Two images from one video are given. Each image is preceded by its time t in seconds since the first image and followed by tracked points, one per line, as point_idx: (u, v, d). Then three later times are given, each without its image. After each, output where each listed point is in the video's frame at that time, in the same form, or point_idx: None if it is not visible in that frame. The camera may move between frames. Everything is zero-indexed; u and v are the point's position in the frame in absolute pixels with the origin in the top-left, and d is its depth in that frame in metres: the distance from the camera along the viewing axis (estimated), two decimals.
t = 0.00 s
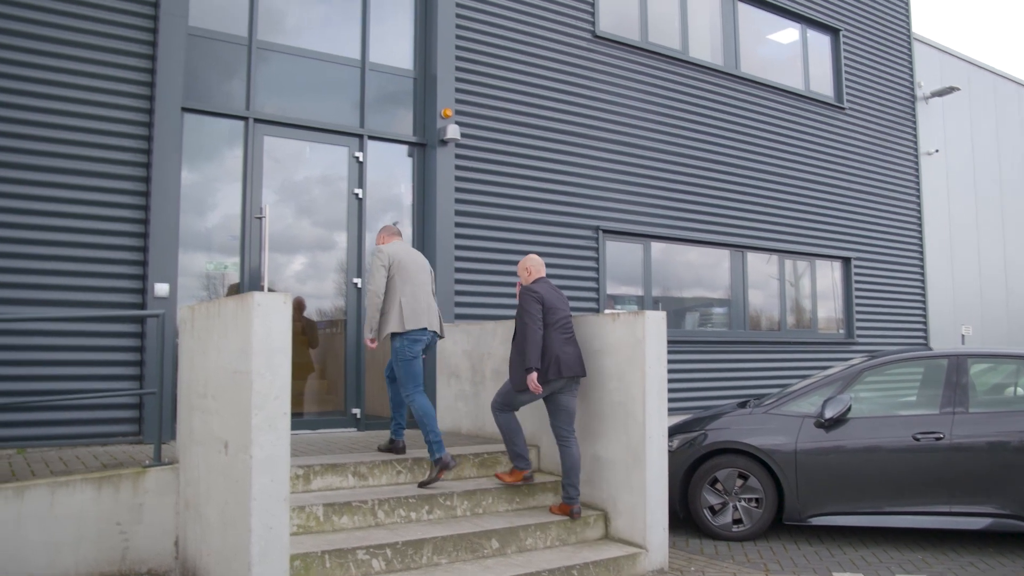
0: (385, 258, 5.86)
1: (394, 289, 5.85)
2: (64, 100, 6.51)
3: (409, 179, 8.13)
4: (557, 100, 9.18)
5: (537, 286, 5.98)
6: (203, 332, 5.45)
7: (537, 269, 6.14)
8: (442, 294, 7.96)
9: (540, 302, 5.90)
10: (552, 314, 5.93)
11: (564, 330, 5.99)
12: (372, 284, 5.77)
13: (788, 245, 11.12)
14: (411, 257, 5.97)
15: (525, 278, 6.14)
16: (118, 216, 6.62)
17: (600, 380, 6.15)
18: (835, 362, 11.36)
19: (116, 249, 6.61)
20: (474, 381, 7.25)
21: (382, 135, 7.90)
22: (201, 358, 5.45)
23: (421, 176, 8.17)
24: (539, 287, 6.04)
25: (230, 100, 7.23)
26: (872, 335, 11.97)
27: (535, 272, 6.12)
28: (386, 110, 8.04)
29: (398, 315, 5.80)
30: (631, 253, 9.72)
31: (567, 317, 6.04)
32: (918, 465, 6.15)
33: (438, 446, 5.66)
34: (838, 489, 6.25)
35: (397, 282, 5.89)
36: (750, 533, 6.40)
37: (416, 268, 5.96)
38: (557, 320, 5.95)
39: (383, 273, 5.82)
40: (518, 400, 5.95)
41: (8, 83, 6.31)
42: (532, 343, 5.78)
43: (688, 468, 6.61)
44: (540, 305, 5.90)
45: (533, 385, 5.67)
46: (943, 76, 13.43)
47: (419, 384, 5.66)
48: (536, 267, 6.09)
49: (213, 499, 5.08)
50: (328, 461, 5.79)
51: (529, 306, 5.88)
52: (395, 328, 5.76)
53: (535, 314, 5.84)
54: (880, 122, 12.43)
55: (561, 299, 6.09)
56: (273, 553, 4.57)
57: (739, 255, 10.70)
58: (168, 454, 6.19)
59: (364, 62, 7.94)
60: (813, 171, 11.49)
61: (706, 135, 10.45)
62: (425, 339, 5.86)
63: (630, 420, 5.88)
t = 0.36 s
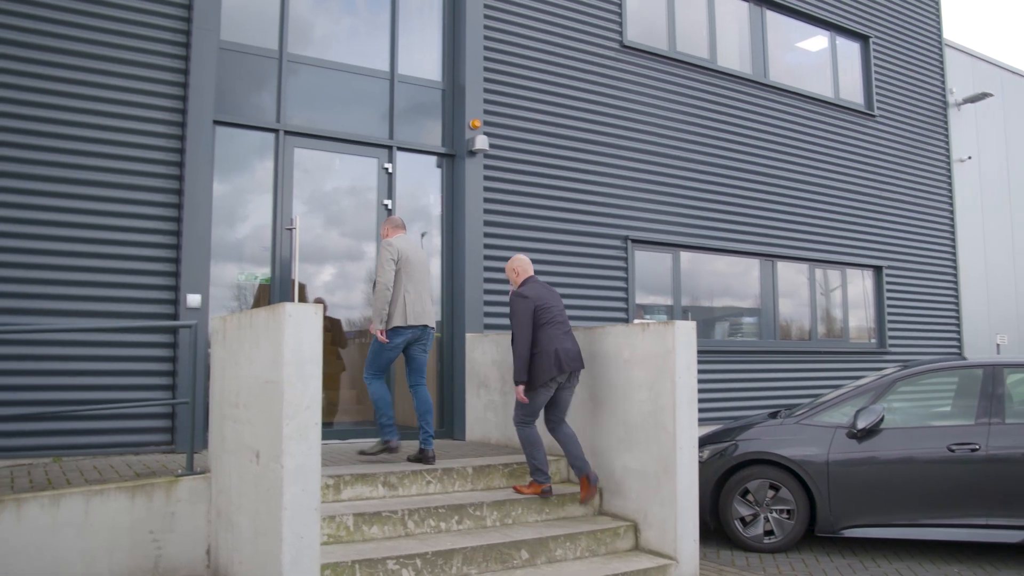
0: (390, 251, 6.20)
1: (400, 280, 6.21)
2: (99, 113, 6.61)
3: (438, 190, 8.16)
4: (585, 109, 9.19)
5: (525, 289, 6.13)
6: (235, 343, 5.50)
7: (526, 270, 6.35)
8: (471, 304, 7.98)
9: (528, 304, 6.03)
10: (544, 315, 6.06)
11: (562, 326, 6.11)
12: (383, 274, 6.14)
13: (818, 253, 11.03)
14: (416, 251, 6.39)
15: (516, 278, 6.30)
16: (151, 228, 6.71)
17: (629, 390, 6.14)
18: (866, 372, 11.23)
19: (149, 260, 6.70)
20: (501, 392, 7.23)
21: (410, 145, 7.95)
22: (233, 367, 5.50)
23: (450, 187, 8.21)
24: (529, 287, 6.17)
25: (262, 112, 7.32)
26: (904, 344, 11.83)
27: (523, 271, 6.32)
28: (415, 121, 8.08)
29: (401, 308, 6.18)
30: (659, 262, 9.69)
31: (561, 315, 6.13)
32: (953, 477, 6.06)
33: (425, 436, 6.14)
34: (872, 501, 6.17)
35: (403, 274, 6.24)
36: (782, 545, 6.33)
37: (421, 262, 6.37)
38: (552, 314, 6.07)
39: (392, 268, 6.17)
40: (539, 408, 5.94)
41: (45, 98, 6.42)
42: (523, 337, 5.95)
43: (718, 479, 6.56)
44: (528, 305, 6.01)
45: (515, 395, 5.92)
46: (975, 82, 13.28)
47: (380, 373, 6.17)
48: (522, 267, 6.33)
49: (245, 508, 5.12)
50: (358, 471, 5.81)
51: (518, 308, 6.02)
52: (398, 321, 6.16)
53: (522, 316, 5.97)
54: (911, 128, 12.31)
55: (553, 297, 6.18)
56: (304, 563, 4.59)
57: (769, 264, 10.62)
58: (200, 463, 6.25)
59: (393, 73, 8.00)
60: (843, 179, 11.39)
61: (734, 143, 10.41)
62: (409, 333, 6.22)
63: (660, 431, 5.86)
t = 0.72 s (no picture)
0: (377, 267, 6.23)
1: (387, 297, 6.28)
2: (132, 123, 6.72)
3: (465, 197, 8.19)
4: (611, 115, 9.17)
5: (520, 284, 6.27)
6: (265, 350, 5.54)
7: (531, 265, 6.41)
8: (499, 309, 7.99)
9: (518, 300, 6.19)
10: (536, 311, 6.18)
11: (557, 321, 6.19)
12: (370, 294, 6.16)
13: (848, 258, 10.92)
14: (402, 264, 6.43)
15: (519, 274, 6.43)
16: (183, 235, 6.80)
17: (658, 396, 6.13)
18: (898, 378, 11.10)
19: (180, 267, 6.78)
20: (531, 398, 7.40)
21: (437, 152, 7.98)
22: (263, 373, 5.54)
23: (478, 193, 8.23)
24: (526, 284, 6.30)
25: (291, 120, 7.39)
26: (936, 349, 11.68)
27: (527, 266, 6.39)
28: (442, 128, 8.11)
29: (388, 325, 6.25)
30: (687, 267, 9.64)
31: (556, 311, 6.18)
32: (988, 484, 5.97)
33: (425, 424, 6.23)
34: (905, 509, 6.09)
35: (390, 290, 6.30)
36: (813, 553, 6.26)
37: (407, 274, 6.42)
38: (547, 310, 6.16)
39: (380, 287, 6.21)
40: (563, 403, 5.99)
41: (80, 109, 6.55)
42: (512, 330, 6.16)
43: (748, 487, 6.52)
44: (517, 301, 6.18)
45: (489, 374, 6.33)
46: (1008, 84, 13.11)
47: (378, 385, 6.26)
48: (526, 262, 6.38)
49: (275, 514, 5.15)
50: (387, 477, 5.83)
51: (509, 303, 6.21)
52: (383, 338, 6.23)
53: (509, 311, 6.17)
54: (942, 131, 12.17)
55: (550, 294, 6.24)
56: (334, 568, 4.61)
57: (798, 269, 10.55)
58: (231, 469, 6.30)
59: (420, 81, 8.04)
60: (873, 183, 11.27)
61: (762, 147, 10.35)
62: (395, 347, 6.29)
63: (690, 438, 5.82)
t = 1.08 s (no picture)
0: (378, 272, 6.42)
1: (389, 301, 6.47)
2: (162, 132, 6.81)
3: (492, 202, 8.20)
4: (637, 119, 9.16)
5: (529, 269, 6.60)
6: (293, 355, 5.59)
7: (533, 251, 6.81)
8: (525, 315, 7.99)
9: (529, 284, 6.53)
10: (544, 295, 6.55)
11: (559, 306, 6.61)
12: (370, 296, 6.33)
13: (877, 262, 10.81)
14: (404, 271, 6.57)
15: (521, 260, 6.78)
16: (212, 242, 6.87)
17: (685, 401, 6.11)
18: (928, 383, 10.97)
19: (209, 274, 6.85)
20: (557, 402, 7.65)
21: (463, 158, 8.00)
22: (292, 378, 5.58)
23: (504, 198, 8.25)
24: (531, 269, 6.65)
25: (318, 127, 7.44)
26: (967, 353, 11.53)
27: (531, 253, 6.76)
28: (468, 134, 8.13)
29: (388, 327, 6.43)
30: (714, 272, 9.59)
31: (558, 297, 6.61)
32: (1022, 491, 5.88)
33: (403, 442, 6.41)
34: (938, 516, 6.02)
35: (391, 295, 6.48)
36: (843, 560, 6.18)
37: (407, 281, 6.56)
38: (552, 295, 6.56)
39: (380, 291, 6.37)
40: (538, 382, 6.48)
41: (110, 117, 6.65)
42: (523, 316, 6.45)
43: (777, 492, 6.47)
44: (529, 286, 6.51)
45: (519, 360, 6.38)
46: None
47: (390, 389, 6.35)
48: (528, 249, 6.77)
49: (303, 517, 5.18)
50: (415, 482, 5.85)
51: (520, 286, 6.52)
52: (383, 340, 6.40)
53: (523, 295, 6.48)
54: (971, 132, 12.03)
55: (553, 280, 6.65)
56: (362, 572, 4.64)
57: (826, 273, 10.47)
58: (260, 474, 6.34)
59: (447, 87, 8.08)
60: (902, 185, 11.16)
61: (789, 150, 10.28)
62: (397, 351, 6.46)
63: (717, 443, 5.80)
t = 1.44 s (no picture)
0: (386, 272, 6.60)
1: (394, 302, 6.63)
2: (189, 139, 6.89)
3: (515, 208, 8.23)
4: (660, 122, 9.14)
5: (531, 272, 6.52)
6: (318, 361, 5.62)
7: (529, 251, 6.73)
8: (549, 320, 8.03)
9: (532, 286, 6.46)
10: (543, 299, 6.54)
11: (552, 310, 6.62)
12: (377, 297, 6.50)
13: (903, 265, 10.71)
14: (410, 275, 6.75)
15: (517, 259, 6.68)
16: (237, 248, 6.94)
17: (709, 405, 6.08)
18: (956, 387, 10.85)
19: (235, 279, 6.91)
20: (581, 407, 7.61)
21: (486, 163, 8.02)
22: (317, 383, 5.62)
23: (527, 203, 8.26)
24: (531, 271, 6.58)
25: (343, 133, 7.49)
26: (995, 357, 11.40)
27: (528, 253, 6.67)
28: (491, 139, 8.16)
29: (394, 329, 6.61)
30: (738, 276, 9.55)
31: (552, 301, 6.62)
32: None
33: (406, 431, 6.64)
34: (966, 522, 5.95)
35: (395, 296, 6.64)
36: (870, 566, 6.12)
37: (412, 285, 6.74)
38: (549, 301, 6.58)
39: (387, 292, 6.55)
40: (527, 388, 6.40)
41: (138, 125, 6.73)
42: (530, 324, 6.33)
43: (802, 498, 6.43)
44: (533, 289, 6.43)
45: (526, 363, 6.24)
46: None
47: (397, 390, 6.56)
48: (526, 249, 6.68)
49: (329, 521, 5.21)
50: (440, 486, 5.87)
51: (524, 289, 6.43)
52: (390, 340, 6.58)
53: (529, 298, 6.40)
54: (998, 133, 11.91)
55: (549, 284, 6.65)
56: None
57: (852, 277, 10.37)
58: (286, 478, 6.39)
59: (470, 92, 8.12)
60: (928, 187, 11.05)
61: (813, 153, 10.22)
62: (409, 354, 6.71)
63: (743, 447, 5.77)
